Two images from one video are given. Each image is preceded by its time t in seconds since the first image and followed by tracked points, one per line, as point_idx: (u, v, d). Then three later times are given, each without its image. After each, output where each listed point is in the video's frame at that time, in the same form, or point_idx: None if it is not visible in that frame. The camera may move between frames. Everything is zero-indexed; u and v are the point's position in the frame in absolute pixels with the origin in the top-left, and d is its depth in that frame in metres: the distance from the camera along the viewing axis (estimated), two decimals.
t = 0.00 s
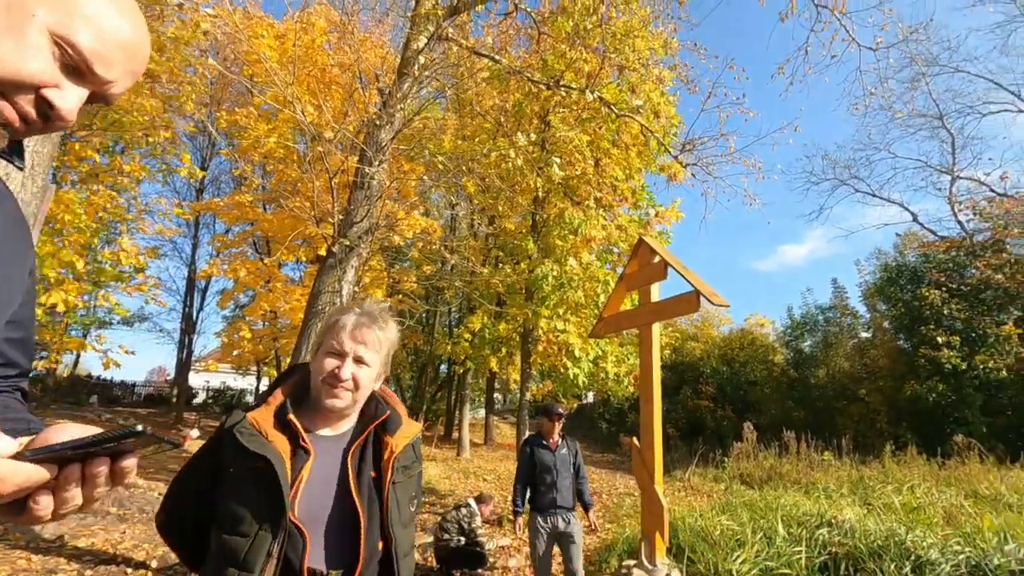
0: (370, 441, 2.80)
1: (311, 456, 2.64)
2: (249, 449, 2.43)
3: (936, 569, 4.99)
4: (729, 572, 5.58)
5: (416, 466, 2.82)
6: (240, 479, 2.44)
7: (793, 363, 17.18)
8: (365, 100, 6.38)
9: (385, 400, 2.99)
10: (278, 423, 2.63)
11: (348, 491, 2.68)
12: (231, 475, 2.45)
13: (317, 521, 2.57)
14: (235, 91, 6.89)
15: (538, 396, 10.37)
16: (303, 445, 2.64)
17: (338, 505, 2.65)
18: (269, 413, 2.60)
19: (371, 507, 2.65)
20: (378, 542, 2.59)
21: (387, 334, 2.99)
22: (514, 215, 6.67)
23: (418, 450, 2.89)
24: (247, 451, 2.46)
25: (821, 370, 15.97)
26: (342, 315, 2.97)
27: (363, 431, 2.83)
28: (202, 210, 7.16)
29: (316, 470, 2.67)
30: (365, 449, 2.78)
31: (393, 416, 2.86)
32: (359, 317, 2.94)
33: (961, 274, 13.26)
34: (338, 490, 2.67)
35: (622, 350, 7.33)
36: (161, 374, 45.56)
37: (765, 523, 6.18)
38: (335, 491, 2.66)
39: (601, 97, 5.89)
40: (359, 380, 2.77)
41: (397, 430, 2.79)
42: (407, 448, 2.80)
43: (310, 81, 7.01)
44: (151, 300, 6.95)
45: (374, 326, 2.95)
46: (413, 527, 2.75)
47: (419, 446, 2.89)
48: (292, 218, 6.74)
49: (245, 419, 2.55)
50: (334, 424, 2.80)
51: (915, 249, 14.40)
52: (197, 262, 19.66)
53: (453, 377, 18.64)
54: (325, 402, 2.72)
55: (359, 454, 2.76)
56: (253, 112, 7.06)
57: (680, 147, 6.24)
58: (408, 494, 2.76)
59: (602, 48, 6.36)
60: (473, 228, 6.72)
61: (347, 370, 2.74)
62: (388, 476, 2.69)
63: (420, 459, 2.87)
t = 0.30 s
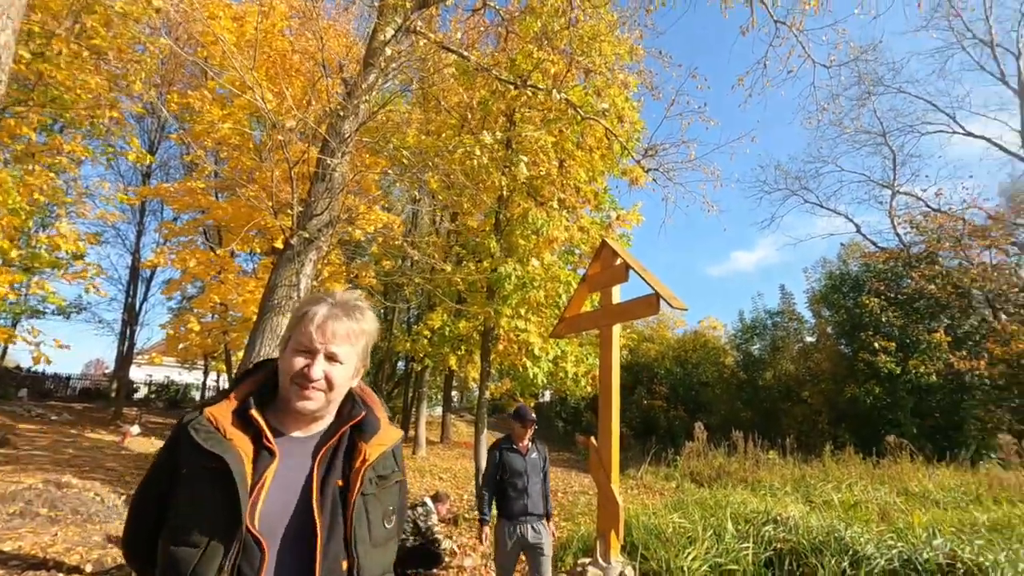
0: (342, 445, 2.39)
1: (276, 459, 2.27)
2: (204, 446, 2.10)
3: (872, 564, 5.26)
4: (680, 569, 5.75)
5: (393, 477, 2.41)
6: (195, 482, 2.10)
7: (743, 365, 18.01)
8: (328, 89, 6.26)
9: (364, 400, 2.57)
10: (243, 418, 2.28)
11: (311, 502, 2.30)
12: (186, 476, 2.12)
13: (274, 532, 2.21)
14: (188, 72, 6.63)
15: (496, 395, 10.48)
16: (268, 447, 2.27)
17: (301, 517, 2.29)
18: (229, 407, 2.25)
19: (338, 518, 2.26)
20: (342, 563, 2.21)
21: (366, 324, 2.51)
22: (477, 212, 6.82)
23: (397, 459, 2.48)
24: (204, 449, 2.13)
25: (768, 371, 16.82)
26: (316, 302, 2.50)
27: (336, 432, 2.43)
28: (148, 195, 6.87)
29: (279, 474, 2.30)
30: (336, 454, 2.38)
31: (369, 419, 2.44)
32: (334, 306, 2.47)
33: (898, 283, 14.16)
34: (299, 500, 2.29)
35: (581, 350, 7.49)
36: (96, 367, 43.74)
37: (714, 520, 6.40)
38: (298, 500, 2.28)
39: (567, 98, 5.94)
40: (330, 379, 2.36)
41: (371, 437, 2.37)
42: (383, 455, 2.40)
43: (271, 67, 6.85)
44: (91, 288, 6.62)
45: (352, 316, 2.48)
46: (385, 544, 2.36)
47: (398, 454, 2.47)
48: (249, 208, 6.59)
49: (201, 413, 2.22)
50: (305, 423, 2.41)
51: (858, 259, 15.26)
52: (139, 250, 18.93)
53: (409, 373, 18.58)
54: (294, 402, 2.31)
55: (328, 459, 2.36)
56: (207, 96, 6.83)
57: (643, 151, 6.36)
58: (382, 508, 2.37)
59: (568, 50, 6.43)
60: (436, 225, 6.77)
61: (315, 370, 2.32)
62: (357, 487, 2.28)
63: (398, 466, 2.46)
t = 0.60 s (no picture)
0: (286, 435, 2.53)
1: (208, 453, 2.34)
2: (124, 441, 2.10)
3: (791, 552, 5.57)
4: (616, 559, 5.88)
5: (342, 467, 2.57)
6: (111, 480, 2.09)
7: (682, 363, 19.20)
8: (274, 70, 5.99)
9: (309, 385, 2.72)
10: (171, 412, 2.32)
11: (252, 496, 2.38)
12: (101, 474, 2.10)
13: (212, 527, 2.27)
14: (120, 42, 6.22)
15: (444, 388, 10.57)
16: (200, 440, 2.34)
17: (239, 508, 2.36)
18: (152, 398, 2.29)
19: (279, 517, 2.37)
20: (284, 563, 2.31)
21: (310, 301, 2.64)
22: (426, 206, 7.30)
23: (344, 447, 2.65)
24: (123, 446, 2.11)
25: (705, 370, 18.13)
26: (258, 278, 2.61)
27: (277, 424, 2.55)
28: (72, 170, 6.43)
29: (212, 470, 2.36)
30: (278, 445, 2.51)
31: (317, 405, 2.61)
32: (279, 281, 2.61)
33: (826, 289, 15.09)
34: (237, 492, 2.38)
35: (527, 346, 7.63)
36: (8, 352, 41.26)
37: (649, 512, 6.58)
38: (236, 494, 2.36)
39: (521, 94, 5.86)
40: (280, 362, 2.48)
41: (320, 425, 2.53)
42: (329, 447, 2.53)
43: (211, 42, 6.50)
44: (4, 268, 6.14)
45: (296, 294, 2.60)
46: (334, 537, 2.49)
47: (345, 442, 2.65)
48: (184, 189, 6.28)
49: (118, 405, 2.24)
50: (245, 413, 2.50)
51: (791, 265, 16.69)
52: (60, 230, 17.88)
53: (355, 365, 18.54)
54: (238, 388, 2.41)
55: (269, 452, 2.47)
56: (141, 68, 6.45)
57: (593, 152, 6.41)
58: (331, 502, 2.50)
59: (524, 47, 6.38)
60: (385, 216, 6.65)
61: (265, 353, 2.43)
62: (304, 481, 2.40)
63: (347, 457, 2.63)
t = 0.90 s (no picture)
0: (196, 424, 2.41)
1: (90, 446, 2.23)
2: None
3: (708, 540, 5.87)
4: (543, 552, 5.92)
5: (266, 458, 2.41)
6: None
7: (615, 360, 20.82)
8: (202, 39, 5.57)
9: (228, 365, 2.58)
10: (45, 397, 2.19)
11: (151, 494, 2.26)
12: None
13: (93, 530, 2.15)
14: None
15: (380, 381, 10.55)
16: (80, 433, 2.22)
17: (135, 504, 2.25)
18: (25, 383, 2.17)
19: (184, 515, 2.26)
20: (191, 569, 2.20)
21: (213, 260, 2.51)
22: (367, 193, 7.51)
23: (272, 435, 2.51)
24: None
25: (637, 366, 19.95)
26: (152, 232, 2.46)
27: (185, 408, 2.43)
28: None
29: (98, 468, 2.24)
30: (186, 434, 2.39)
31: (234, 388, 2.46)
32: (178, 238, 2.46)
33: (749, 291, 16.27)
34: (131, 490, 2.26)
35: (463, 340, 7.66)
36: None
37: (578, 505, 6.67)
38: (130, 492, 2.25)
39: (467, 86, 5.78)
40: (184, 330, 2.35)
41: (236, 412, 2.37)
42: (248, 439, 2.37)
43: (132, 4, 5.98)
44: None
45: (200, 253, 2.47)
46: (257, 539, 2.34)
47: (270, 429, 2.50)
48: (95, 161, 5.78)
49: None
50: (148, 392, 2.38)
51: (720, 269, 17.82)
52: None
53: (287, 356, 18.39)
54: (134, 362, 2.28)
55: (174, 444, 2.36)
56: (50, 26, 5.88)
57: (536, 148, 6.43)
58: (253, 502, 2.35)
59: (471, 38, 6.22)
60: (320, 201, 6.85)
61: (166, 320, 2.30)
62: (211, 479, 2.26)
63: (273, 448, 2.45)
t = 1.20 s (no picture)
0: (72, 402, 1.91)
1: None
2: None
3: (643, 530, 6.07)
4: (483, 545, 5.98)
5: (166, 444, 1.95)
6: None
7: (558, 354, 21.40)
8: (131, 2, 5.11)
9: (121, 327, 2.08)
10: None
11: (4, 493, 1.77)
12: None
13: None
14: None
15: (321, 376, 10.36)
16: None
17: None
18: None
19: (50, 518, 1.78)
20: None
21: (95, 202, 1.97)
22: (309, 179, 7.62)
23: (177, 414, 2.05)
24: None
25: (577, 362, 20.51)
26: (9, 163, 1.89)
27: (57, 381, 1.92)
28: None
29: None
30: (60, 411, 1.89)
31: (125, 356, 1.97)
32: (45, 171, 1.90)
33: (687, 292, 18.51)
34: None
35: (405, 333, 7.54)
36: None
37: (517, 499, 6.71)
38: None
39: (418, 72, 5.65)
40: (56, 289, 1.84)
41: (127, 386, 1.90)
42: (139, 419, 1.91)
43: None
44: None
45: (74, 193, 1.92)
46: (151, 540, 1.92)
47: (175, 408, 2.03)
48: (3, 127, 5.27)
49: None
50: (7, 366, 1.86)
51: (661, 269, 19.69)
52: None
53: (218, 346, 18.06)
54: None
55: (40, 427, 1.85)
56: None
57: (487, 141, 6.36)
58: (144, 497, 1.91)
59: (424, 25, 6.08)
60: (258, 184, 6.94)
61: (27, 279, 1.76)
62: (85, 472, 1.79)
63: (177, 429, 2.00)
